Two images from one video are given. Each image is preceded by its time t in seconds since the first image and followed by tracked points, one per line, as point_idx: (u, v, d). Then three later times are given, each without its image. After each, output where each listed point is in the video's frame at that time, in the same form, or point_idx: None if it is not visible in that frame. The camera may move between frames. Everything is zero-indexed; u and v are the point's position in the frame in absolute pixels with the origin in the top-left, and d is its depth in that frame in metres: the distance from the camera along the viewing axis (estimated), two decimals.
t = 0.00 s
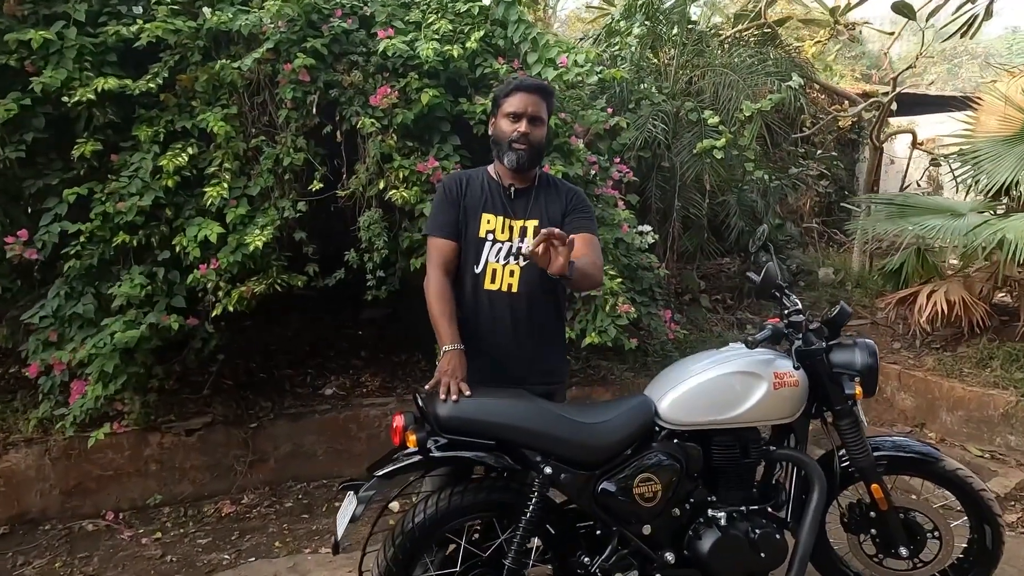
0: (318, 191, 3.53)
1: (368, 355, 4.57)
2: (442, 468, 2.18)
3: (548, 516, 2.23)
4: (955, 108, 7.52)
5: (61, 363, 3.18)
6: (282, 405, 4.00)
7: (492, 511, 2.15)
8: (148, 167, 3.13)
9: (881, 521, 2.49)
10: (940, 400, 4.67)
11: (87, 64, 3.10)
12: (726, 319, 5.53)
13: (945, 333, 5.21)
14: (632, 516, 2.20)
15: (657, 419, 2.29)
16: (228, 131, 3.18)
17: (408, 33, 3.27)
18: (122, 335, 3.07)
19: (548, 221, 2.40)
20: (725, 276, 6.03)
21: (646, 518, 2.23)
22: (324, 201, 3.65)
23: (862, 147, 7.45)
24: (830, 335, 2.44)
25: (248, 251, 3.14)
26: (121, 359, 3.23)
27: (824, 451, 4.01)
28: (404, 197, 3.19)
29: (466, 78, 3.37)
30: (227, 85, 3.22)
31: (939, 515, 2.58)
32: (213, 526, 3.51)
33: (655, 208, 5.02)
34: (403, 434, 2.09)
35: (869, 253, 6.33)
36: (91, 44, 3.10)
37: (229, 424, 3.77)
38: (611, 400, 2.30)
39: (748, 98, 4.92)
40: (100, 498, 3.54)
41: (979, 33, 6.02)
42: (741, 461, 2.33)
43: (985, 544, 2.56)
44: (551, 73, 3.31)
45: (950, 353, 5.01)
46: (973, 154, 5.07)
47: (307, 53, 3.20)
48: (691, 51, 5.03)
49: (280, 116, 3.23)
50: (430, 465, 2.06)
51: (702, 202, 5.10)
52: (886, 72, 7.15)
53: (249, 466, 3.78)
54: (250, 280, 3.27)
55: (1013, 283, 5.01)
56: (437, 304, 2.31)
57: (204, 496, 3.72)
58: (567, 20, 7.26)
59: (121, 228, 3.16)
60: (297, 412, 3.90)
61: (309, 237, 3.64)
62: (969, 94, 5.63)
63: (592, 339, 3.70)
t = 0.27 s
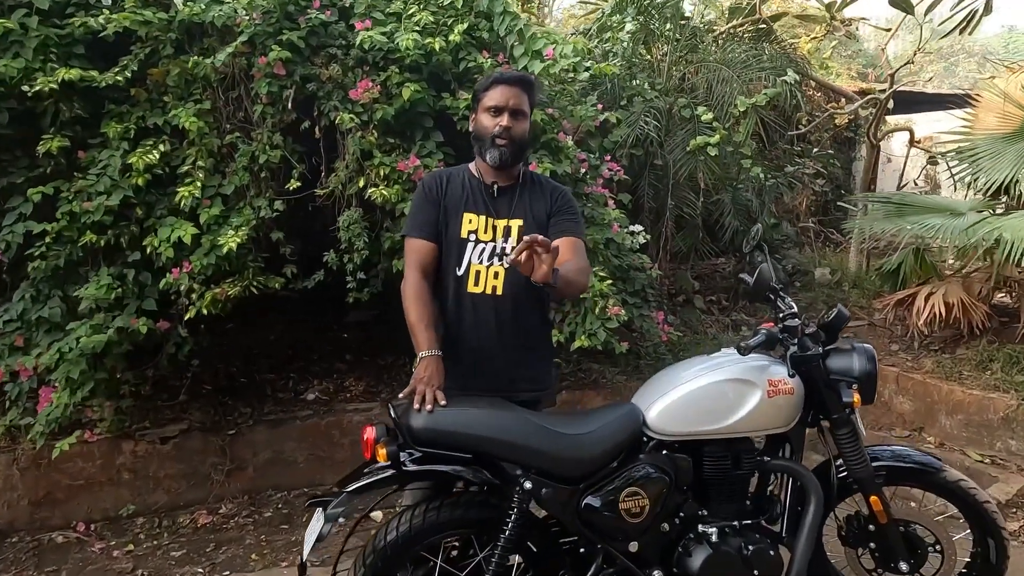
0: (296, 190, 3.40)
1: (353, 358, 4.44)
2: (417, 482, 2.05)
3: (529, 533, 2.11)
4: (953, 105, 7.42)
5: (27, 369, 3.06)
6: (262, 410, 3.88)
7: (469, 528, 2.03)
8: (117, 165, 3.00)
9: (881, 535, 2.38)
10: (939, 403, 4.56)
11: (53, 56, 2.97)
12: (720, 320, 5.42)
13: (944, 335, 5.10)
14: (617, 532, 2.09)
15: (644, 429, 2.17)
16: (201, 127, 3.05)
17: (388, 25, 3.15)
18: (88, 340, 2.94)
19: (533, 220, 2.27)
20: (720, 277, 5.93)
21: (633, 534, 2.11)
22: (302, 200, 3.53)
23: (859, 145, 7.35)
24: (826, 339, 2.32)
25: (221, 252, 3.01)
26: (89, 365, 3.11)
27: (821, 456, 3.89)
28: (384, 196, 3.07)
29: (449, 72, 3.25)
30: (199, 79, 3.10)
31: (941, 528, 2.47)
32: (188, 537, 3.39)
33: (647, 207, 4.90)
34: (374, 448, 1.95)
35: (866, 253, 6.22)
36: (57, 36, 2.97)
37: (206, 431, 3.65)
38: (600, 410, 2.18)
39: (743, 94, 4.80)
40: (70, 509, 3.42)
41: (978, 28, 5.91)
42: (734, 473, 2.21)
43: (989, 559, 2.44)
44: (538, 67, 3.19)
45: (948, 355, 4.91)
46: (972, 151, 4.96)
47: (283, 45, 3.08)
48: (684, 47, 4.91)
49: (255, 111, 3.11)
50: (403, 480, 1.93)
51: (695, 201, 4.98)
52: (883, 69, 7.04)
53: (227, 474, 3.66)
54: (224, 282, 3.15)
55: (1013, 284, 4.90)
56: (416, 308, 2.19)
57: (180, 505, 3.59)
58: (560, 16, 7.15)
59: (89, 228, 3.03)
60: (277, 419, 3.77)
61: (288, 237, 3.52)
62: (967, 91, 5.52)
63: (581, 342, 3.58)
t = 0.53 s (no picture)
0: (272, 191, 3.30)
1: (336, 364, 4.34)
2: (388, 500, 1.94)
3: (505, 552, 2.02)
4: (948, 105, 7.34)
5: None
6: (241, 419, 3.77)
7: (442, 549, 1.94)
8: (83, 166, 2.89)
9: (874, 551, 2.28)
10: (934, 409, 4.48)
11: (16, 54, 2.86)
12: (713, 323, 5.33)
13: (939, 338, 5.01)
14: (597, 552, 1.99)
15: (626, 443, 2.07)
16: (171, 127, 2.95)
17: (366, 22, 3.06)
18: (54, 349, 2.84)
19: (511, 225, 2.19)
20: (712, 279, 5.83)
21: (614, 554, 2.01)
22: (278, 202, 3.44)
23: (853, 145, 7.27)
24: (817, 348, 2.23)
25: (192, 257, 2.91)
26: (56, 374, 3.00)
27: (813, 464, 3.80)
28: (362, 199, 2.97)
29: (429, 70, 3.16)
30: (170, 77, 3.00)
31: (935, 544, 2.39)
32: (161, 551, 3.28)
33: (637, 209, 4.81)
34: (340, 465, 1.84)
35: (860, 254, 6.14)
36: (21, 33, 2.86)
37: (182, 441, 3.54)
38: (580, 423, 2.09)
39: (734, 93, 4.71)
40: (40, 522, 3.31)
41: (974, 27, 5.82)
42: (721, 489, 2.12)
43: None
44: (521, 66, 3.10)
45: (944, 359, 4.83)
46: (967, 152, 4.88)
47: (257, 43, 2.98)
48: (675, 45, 4.82)
49: (228, 111, 3.01)
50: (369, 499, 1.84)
51: (687, 203, 4.88)
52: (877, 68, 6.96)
53: (204, 485, 3.55)
54: (197, 287, 3.05)
55: (1010, 287, 4.82)
56: (387, 318, 2.07)
57: (154, 517, 3.48)
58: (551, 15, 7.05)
59: (55, 232, 2.92)
60: (255, 427, 3.67)
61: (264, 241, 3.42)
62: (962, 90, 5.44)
63: (567, 348, 3.48)
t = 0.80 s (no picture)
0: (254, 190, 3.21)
1: (325, 367, 4.24)
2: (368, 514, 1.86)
3: (491, 568, 1.93)
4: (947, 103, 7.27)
5: None
6: (225, 424, 3.67)
7: (425, 565, 1.85)
8: (58, 165, 2.80)
9: (877, 564, 2.19)
10: (935, 411, 4.40)
11: None
12: (710, 325, 5.25)
13: (939, 339, 4.93)
14: (588, 567, 1.90)
15: (619, 452, 1.98)
16: (149, 124, 2.85)
17: (351, 15, 2.98)
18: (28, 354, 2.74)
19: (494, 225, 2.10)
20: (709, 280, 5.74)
21: (605, 569, 1.93)
22: (261, 201, 3.38)
23: (852, 144, 7.18)
24: (817, 352, 2.15)
25: (171, 258, 2.81)
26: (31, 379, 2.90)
27: (813, 469, 3.72)
28: (347, 198, 2.88)
29: (417, 65, 3.07)
30: (148, 72, 2.90)
31: (939, 554, 2.31)
32: (142, 561, 3.18)
33: (633, 208, 4.71)
34: (316, 477, 1.76)
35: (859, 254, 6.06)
36: None
37: (164, 447, 3.44)
38: (569, 431, 2.00)
39: (731, 90, 4.63)
40: (16, 531, 3.21)
41: (973, 23, 5.74)
42: (717, 500, 2.03)
43: None
44: (510, 62, 3.04)
45: (944, 361, 4.75)
46: (967, 150, 4.80)
47: (238, 37, 2.88)
48: (670, 41, 4.74)
49: (209, 107, 2.92)
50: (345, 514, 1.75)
51: (683, 203, 4.80)
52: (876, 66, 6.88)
53: (187, 492, 3.45)
54: (177, 289, 2.95)
55: (1011, 287, 4.75)
56: (368, 325, 1.99)
57: (136, 526, 3.39)
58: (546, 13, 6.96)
59: (29, 232, 2.82)
60: (239, 433, 3.58)
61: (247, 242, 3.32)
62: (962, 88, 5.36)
63: (560, 351, 3.39)
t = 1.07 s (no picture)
0: (247, 189, 3.13)
1: (321, 370, 4.16)
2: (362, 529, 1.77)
3: None
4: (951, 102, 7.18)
5: None
6: (218, 429, 3.59)
7: None
8: (43, 163, 2.71)
9: None
10: (942, 414, 4.31)
11: None
12: (712, 326, 5.17)
13: (946, 340, 4.86)
14: None
15: (624, 462, 1.90)
16: (138, 121, 2.77)
17: (345, 7, 2.90)
18: (12, 359, 2.66)
19: (484, 226, 2.01)
20: (711, 280, 5.67)
21: None
22: (253, 201, 3.28)
23: (855, 143, 7.10)
24: (829, 356, 2.07)
25: (161, 259, 2.72)
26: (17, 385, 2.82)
27: (820, 474, 3.63)
28: (343, 197, 2.80)
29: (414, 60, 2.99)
30: (137, 68, 2.82)
31: (955, 565, 2.22)
32: (132, 571, 3.09)
33: (634, 208, 4.63)
34: (307, 490, 1.68)
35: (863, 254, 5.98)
36: None
37: (155, 453, 3.36)
38: (571, 440, 1.92)
39: (734, 85, 4.54)
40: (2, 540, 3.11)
41: (979, 20, 5.66)
42: (727, 511, 1.94)
43: None
44: (508, 55, 2.97)
45: (951, 362, 4.67)
46: (974, 147, 4.71)
47: (229, 31, 2.80)
48: (672, 38, 4.66)
49: (199, 104, 2.83)
50: (338, 529, 1.67)
51: (686, 202, 4.73)
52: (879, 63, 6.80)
53: (179, 499, 3.36)
54: (168, 291, 2.87)
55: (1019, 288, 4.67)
56: (357, 334, 1.93)
57: (126, 534, 3.30)
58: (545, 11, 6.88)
59: (14, 233, 2.73)
60: (232, 438, 3.49)
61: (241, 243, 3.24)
62: (967, 85, 5.29)
63: (561, 354, 3.30)
